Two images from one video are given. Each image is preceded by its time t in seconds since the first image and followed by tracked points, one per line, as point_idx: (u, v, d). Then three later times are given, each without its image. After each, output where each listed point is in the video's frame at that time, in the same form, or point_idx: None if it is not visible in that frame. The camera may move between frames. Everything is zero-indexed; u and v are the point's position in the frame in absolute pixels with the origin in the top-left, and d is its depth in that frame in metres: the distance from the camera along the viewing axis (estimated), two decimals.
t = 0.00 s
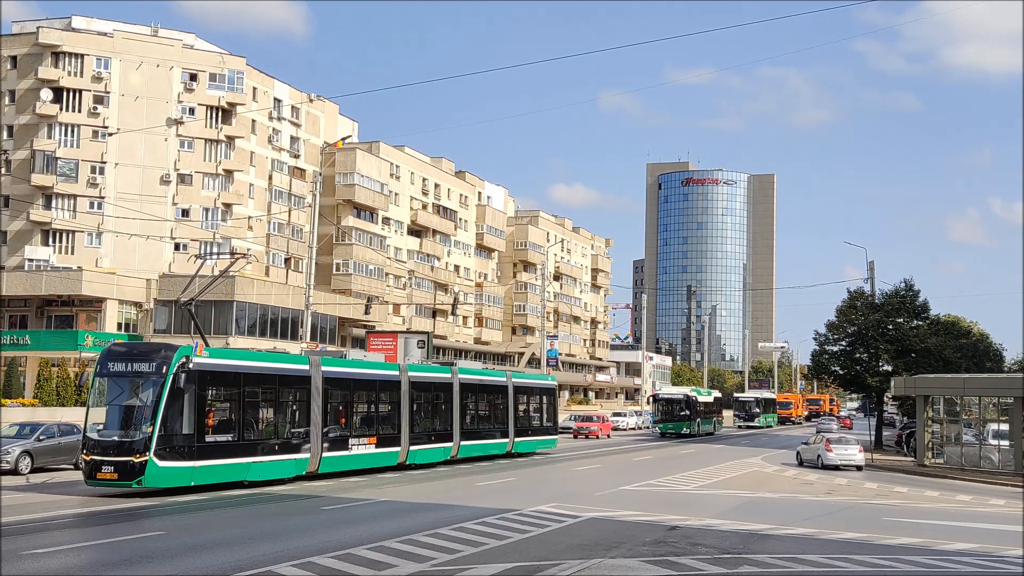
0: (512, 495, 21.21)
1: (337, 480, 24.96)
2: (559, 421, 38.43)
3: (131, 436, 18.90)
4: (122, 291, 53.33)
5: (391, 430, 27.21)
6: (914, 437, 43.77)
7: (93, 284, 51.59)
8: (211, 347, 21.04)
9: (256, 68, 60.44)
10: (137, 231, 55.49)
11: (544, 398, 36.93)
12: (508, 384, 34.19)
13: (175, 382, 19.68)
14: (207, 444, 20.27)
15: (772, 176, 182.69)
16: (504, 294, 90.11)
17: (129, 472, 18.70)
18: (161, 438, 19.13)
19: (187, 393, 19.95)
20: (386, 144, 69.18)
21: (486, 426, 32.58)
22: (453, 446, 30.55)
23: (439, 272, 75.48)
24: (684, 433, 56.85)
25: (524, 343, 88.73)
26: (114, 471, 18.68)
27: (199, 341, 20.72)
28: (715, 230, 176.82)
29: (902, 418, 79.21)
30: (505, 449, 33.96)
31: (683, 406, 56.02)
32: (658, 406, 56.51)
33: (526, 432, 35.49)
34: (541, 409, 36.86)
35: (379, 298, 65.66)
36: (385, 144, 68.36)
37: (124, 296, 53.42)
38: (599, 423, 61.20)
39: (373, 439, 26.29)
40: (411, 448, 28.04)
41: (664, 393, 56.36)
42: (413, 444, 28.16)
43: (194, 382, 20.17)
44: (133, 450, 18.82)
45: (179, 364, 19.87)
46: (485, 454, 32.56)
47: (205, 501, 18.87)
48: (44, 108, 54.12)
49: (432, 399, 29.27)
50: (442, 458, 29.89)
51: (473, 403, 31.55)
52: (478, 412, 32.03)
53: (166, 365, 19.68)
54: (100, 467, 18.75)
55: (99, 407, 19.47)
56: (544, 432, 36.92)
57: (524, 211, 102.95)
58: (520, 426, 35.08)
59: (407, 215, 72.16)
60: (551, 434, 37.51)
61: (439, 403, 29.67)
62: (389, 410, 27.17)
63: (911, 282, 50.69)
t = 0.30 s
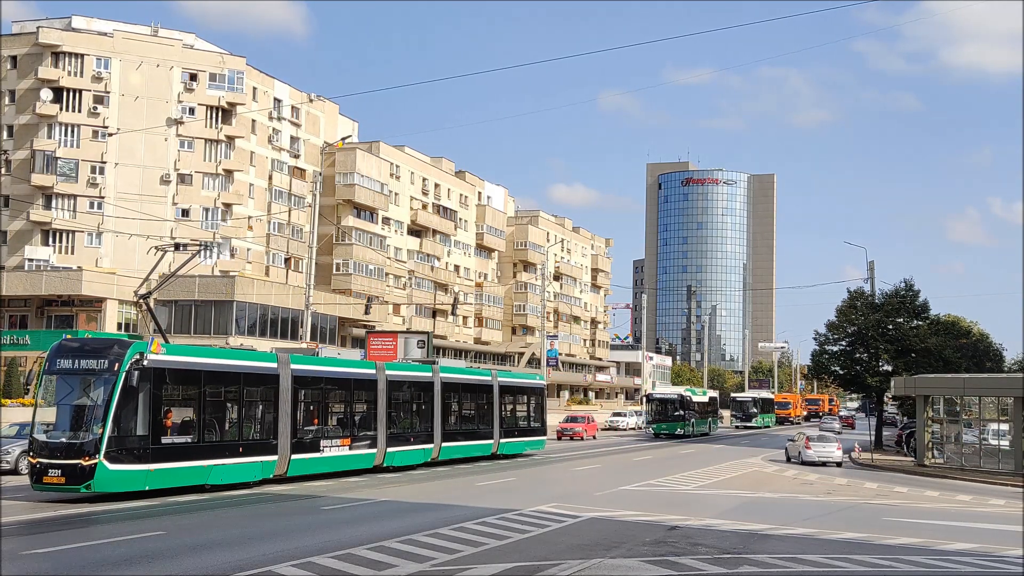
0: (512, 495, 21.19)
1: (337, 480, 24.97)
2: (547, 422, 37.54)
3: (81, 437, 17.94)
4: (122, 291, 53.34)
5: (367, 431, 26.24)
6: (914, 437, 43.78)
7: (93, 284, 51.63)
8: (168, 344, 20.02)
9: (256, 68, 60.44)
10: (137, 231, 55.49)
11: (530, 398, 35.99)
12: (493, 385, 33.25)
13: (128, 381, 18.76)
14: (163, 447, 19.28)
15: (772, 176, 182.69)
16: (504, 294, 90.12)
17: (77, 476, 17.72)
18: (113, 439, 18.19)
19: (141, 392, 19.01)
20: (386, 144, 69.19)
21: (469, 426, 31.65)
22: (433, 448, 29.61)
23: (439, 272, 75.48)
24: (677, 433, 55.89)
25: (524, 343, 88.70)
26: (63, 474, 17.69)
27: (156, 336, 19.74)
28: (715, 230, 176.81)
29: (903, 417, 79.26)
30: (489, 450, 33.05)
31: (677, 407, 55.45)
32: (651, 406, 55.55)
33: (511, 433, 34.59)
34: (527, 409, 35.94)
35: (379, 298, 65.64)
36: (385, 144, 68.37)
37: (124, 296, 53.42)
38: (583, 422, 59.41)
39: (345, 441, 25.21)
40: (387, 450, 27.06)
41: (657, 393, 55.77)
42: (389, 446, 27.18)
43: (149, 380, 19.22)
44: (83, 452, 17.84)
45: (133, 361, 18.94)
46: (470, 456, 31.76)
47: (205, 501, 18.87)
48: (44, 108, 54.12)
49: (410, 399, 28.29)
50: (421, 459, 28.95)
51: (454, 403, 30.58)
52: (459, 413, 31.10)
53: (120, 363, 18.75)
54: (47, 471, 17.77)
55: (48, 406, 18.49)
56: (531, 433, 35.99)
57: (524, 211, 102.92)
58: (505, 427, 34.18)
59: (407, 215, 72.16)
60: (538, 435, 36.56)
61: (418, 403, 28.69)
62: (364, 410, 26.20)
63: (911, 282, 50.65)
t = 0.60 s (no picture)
0: (512, 495, 21.17)
1: (337, 480, 24.99)
2: (536, 422, 36.50)
3: (25, 438, 16.74)
4: (122, 291, 53.37)
5: (340, 432, 25.17)
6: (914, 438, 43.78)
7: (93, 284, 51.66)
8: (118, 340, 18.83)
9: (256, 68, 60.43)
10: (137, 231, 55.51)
11: (517, 397, 34.93)
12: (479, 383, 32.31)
13: (76, 379, 17.57)
14: (116, 449, 18.16)
15: (772, 176, 182.66)
16: (504, 294, 90.15)
17: (20, 480, 16.53)
18: (61, 441, 17.06)
19: (91, 391, 17.85)
20: (386, 144, 69.21)
21: (451, 427, 30.60)
22: (413, 449, 28.58)
23: (439, 272, 75.50)
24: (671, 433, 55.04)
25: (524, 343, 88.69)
26: (4, 478, 16.48)
27: (107, 331, 18.55)
28: (715, 230, 176.79)
29: (903, 417, 79.35)
30: (474, 452, 32.02)
31: (670, 407, 54.63)
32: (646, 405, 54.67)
33: (496, 434, 33.55)
34: (514, 409, 34.88)
35: (379, 298, 65.64)
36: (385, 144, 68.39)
37: (124, 296, 53.43)
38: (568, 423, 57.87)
39: (318, 443, 24.19)
40: (362, 452, 26.03)
41: (651, 393, 55.20)
42: (365, 447, 26.13)
43: (99, 379, 18.07)
44: (27, 454, 16.65)
45: (81, 357, 17.75)
46: (449, 458, 30.68)
47: (204, 501, 18.85)
48: (44, 108, 54.13)
49: (389, 398, 27.23)
50: (400, 460, 27.94)
51: (435, 403, 29.49)
52: (441, 413, 30.03)
53: (67, 359, 17.55)
54: None
55: None
56: (517, 434, 34.93)
57: (524, 211, 102.95)
58: (490, 428, 33.11)
59: (407, 215, 72.17)
60: (525, 435, 35.51)
61: (397, 403, 27.60)
62: (338, 410, 25.10)
63: (911, 282, 50.64)
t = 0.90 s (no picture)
0: (512, 495, 21.18)
1: (337, 480, 25.01)
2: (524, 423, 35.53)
3: None
4: (122, 291, 53.43)
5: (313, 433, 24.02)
6: (914, 438, 43.80)
7: (93, 284, 51.68)
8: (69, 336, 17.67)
9: (256, 68, 60.45)
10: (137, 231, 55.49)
11: (504, 397, 33.98)
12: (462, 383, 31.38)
13: (15, 376, 16.39)
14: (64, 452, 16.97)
15: (772, 176, 182.64)
16: (504, 294, 90.19)
17: None
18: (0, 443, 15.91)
19: (34, 389, 16.66)
20: (387, 144, 69.22)
21: (433, 428, 29.58)
22: (392, 451, 27.48)
23: (439, 272, 75.51)
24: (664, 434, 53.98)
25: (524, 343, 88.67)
26: None
27: (52, 326, 17.33)
28: (715, 230, 176.81)
29: (903, 417, 79.36)
30: (458, 453, 31.04)
31: (664, 406, 54.00)
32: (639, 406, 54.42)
33: (482, 435, 32.58)
34: (500, 409, 33.90)
35: (379, 298, 65.66)
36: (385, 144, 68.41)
37: (124, 296, 53.50)
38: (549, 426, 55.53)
39: (288, 445, 22.99)
40: (336, 454, 24.92)
41: (644, 393, 54.29)
42: (339, 449, 25.00)
43: (43, 377, 16.86)
44: None
45: (21, 353, 16.57)
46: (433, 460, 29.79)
47: (204, 501, 18.87)
48: (44, 108, 54.10)
49: (365, 398, 26.13)
50: (378, 463, 26.88)
51: (416, 402, 28.45)
52: (422, 414, 29.01)
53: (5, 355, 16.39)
54: None
55: None
56: (504, 435, 33.94)
57: (524, 211, 102.97)
58: (475, 429, 32.12)
59: (407, 215, 72.19)
60: (514, 437, 34.61)
61: (374, 403, 26.55)
62: (311, 410, 23.97)
63: (911, 282, 50.64)
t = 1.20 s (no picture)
0: (512, 495, 21.17)
1: (337, 480, 24.99)
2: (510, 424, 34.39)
3: None
4: (122, 291, 53.53)
5: (285, 433, 22.56)
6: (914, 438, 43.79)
7: (93, 284, 51.71)
8: (39, 333, 16.80)
9: (256, 68, 60.45)
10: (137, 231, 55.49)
11: (489, 397, 32.78)
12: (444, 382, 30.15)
13: None
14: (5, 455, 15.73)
15: (772, 176, 182.65)
16: (504, 294, 90.20)
17: None
18: None
19: None
20: (387, 144, 69.24)
21: (414, 429, 28.31)
22: (370, 452, 26.09)
23: (439, 272, 75.49)
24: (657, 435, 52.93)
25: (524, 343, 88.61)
26: None
27: None
28: (715, 230, 176.84)
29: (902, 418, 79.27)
30: (440, 455, 29.82)
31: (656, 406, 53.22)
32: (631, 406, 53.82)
33: (466, 436, 31.39)
34: (485, 409, 32.70)
35: (379, 298, 65.65)
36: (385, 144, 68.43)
37: (124, 296, 53.60)
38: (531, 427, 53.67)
39: (256, 446, 21.57)
40: (309, 456, 23.50)
41: (635, 393, 53.30)
42: (312, 451, 23.56)
43: None
44: None
45: None
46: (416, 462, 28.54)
47: (205, 501, 18.87)
48: (43, 108, 54.07)
49: (341, 397, 24.74)
50: (356, 465, 25.52)
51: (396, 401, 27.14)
52: (402, 414, 27.73)
53: None
54: None
55: None
56: (488, 436, 32.76)
57: (524, 211, 102.99)
58: (458, 430, 30.91)
59: (407, 215, 72.19)
60: (499, 438, 33.47)
61: (351, 403, 25.22)
62: (282, 409, 22.55)
63: (911, 282, 50.62)
